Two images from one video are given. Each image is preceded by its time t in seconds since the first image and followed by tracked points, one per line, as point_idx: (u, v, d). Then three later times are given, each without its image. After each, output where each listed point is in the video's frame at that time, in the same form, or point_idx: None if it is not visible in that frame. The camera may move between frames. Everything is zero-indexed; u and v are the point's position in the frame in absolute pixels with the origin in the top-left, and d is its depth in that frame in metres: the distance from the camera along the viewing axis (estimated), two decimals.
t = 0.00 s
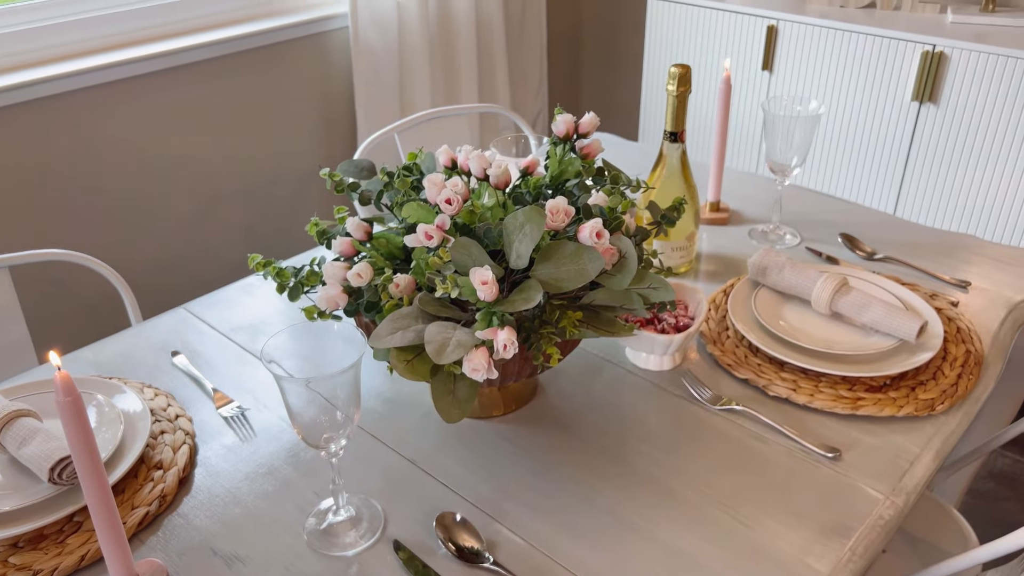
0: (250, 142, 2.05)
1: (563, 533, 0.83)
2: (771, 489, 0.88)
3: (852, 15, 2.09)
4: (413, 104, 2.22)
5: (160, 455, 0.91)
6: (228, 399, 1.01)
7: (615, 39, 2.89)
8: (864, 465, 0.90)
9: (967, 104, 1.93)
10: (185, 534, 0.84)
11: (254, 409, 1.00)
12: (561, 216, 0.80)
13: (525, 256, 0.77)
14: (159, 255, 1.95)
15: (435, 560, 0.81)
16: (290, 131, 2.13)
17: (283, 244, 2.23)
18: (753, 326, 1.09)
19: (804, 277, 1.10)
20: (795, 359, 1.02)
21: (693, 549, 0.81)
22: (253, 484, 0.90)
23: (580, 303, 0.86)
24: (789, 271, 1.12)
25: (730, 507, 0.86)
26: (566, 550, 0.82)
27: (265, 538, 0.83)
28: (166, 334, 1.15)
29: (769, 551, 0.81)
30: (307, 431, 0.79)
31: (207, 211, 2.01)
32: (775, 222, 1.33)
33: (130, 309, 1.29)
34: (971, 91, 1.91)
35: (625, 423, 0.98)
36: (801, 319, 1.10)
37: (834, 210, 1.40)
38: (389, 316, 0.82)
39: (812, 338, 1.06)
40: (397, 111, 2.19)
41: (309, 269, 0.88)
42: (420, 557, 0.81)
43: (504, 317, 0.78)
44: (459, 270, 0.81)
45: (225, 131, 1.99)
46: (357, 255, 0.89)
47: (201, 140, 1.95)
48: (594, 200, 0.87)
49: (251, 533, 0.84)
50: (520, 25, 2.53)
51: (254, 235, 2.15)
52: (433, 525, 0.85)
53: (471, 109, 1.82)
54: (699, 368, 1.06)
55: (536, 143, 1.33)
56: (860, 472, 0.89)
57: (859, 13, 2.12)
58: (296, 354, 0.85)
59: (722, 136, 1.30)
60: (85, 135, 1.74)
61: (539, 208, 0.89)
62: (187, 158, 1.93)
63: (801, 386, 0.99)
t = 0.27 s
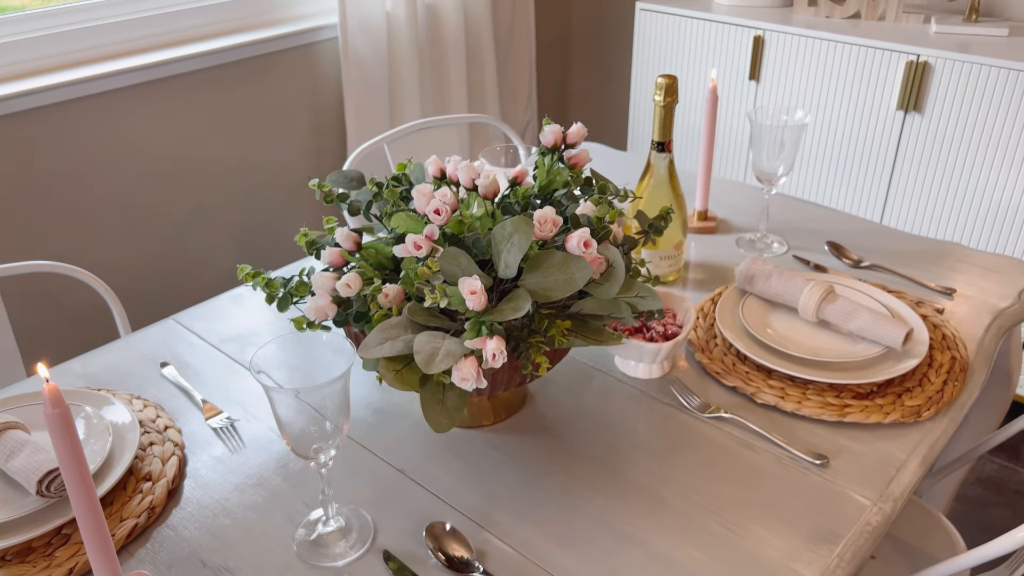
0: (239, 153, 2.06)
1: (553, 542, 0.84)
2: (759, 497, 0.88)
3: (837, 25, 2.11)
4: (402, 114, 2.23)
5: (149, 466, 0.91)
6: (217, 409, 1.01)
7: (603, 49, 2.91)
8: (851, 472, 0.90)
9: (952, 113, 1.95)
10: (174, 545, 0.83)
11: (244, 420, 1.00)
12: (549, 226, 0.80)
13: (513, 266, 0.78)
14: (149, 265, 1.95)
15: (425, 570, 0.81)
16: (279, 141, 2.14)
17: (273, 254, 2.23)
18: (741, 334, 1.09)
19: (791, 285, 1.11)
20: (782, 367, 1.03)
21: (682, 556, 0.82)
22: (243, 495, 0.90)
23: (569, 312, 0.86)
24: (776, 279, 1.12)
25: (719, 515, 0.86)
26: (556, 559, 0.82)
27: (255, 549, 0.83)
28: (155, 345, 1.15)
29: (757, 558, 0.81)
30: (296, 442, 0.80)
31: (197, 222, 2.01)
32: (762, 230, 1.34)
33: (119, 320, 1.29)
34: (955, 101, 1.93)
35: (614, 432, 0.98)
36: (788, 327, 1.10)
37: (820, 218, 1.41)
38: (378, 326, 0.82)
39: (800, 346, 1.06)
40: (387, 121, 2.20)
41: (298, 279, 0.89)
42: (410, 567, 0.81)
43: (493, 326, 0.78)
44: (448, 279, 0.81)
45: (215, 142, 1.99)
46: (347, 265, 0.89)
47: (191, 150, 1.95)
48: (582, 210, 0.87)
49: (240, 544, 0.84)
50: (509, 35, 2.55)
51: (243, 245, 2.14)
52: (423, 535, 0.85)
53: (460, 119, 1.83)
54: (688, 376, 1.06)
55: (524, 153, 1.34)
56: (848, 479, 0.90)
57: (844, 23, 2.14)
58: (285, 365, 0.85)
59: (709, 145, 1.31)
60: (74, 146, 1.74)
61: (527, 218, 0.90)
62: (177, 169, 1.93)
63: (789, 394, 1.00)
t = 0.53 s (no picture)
0: (230, 163, 2.06)
1: (543, 550, 0.84)
2: (750, 503, 0.89)
3: (825, 35, 2.13)
4: (393, 124, 2.24)
5: (139, 477, 0.90)
6: (208, 420, 1.01)
7: (593, 59, 2.92)
8: (840, 478, 0.91)
9: (939, 121, 1.97)
10: (164, 556, 0.83)
11: (234, 430, 1.00)
12: (539, 234, 0.81)
13: (503, 275, 0.78)
14: (139, 276, 1.95)
15: None
16: (270, 151, 2.14)
17: (264, 263, 2.23)
18: (730, 341, 1.10)
19: (779, 293, 1.12)
20: (771, 374, 1.04)
21: (672, 564, 0.82)
22: (233, 505, 0.89)
23: (559, 320, 0.87)
24: (765, 286, 1.13)
25: (709, 522, 0.87)
26: (546, 567, 0.82)
27: (245, 560, 0.83)
28: (144, 356, 1.14)
29: (747, 565, 0.81)
30: (286, 451, 0.80)
31: (187, 232, 2.01)
32: (751, 238, 1.35)
33: (109, 330, 1.28)
34: (942, 109, 1.95)
35: (605, 440, 0.98)
36: (777, 334, 1.11)
37: (808, 226, 1.42)
38: (368, 335, 0.82)
39: (789, 353, 1.07)
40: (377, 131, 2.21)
41: (289, 288, 0.89)
42: None
43: (483, 335, 0.79)
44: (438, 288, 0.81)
45: (205, 152, 1.99)
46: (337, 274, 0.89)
47: (181, 161, 1.95)
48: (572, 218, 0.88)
49: (231, 555, 0.83)
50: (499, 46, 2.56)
51: (234, 255, 2.14)
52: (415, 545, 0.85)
53: (451, 129, 1.83)
54: (678, 383, 1.07)
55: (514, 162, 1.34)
56: (837, 485, 0.90)
57: (831, 33, 2.16)
58: (276, 374, 0.85)
59: (698, 154, 1.32)
60: (64, 156, 1.74)
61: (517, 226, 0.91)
62: (168, 179, 1.93)
63: (778, 401, 1.00)
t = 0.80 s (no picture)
0: (223, 172, 2.06)
1: (536, 559, 0.84)
2: (742, 510, 0.89)
3: (814, 44, 2.15)
4: (386, 133, 2.24)
5: (131, 487, 0.90)
6: (200, 429, 1.01)
7: (584, 69, 2.94)
8: (831, 484, 0.91)
9: (928, 130, 1.98)
10: (156, 567, 0.83)
11: (226, 439, 1.00)
12: (530, 243, 0.81)
13: (495, 283, 0.79)
14: (131, 286, 1.94)
15: None
16: (263, 160, 2.14)
17: (257, 273, 2.23)
18: (722, 349, 1.11)
19: (770, 300, 1.13)
20: (762, 381, 1.04)
21: (665, 571, 0.82)
22: (225, 515, 0.89)
23: (551, 328, 0.87)
24: (756, 294, 1.14)
25: (701, 529, 0.87)
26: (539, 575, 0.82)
27: (237, 570, 0.83)
28: (137, 366, 1.14)
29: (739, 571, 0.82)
30: (279, 461, 0.80)
31: (180, 241, 2.01)
32: (742, 246, 1.36)
33: (100, 341, 1.28)
34: (931, 119, 1.97)
35: (597, 447, 0.99)
36: (768, 341, 1.12)
37: (798, 234, 1.43)
38: (360, 344, 0.82)
39: (780, 360, 1.08)
40: (370, 140, 2.21)
41: (281, 298, 0.89)
42: None
43: (475, 343, 0.79)
44: (430, 297, 0.81)
45: (199, 162, 1.99)
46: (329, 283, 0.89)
47: (174, 170, 1.95)
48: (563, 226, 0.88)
49: (223, 565, 0.83)
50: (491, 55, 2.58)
51: (227, 264, 2.14)
52: (407, 554, 0.85)
53: (444, 138, 1.84)
54: (670, 391, 1.07)
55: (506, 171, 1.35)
56: (828, 491, 0.90)
57: (820, 42, 2.18)
58: (268, 383, 0.85)
59: (689, 163, 1.33)
60: (56, 166, 1.74)
61: (508, 235, 0.91)
62: (160, 189, 1.93)
63: (770, 408, 1.01)
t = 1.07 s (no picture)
0: (217, 182, 2.06)
1: (529, 566, 0.84)
2: (733, 516, 0.90)
3: (804, 55, 2.17)
4: (379, 143, 2.25)
5: (125, 497, 0.90)
6: (194, 438, 1.01)
7: (576, 79, 2.96)
8: (821, 490, 0.92)
9: (916, 139, 2.00)
10: None
11: (220, 448, 1.01)
12: (523, 252, 0.82)
13: (487, 292, 0.79)
14: (125, 296, 1.94)
15: None
16: (256, 170, 2.15)
17: (250, 282, 2.23)
18: (713, 356, 1.11)
19: (760, 308, 1.14)
20: (753, 388, 1.05)
21: None
22: (218, 524, 0.90)
23: (543, 337, 0.88)
24: (746, 301, 1.15)
25: (693, 536, 0.88)
26: None
27: None
28: (131, 375, 1.14)
29: None
30: (273, 470, 0.80)
31: (173, 251, 2.01)
32: (732, 254, 1.37)
33: (94, 351, 1.28)
34: (919, 128, 1.99)
35: (590, 454, 0.99)
36: (759, 348, 1.13)
37: (788, 242, 1.45)
38: (354, 353, 0.83)
39: (771, 367, 1.09)
40: (364, 150, 2.22)
41: (274, 307, 0.89)
42: None
43: (468, 351, 0.80)
44: (423, 306, 0.82)
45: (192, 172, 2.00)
46: (323, 293, 0.90)
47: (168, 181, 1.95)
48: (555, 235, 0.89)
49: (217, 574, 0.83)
50: (484, 66, 2.59)
51: (220, 274, 2.14)
52: (400, 562, 0.85)
53: (437, 148, 1.85)
54: (661, 398, 1.08)
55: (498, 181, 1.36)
56: (818, 498, 0.91)
57: (810, 52, 2.20)
58: (262, 392, 0.86)
59: (680, 172, 1.34)
60: (49, 177, 1.74)
61: (500, 244, 0.92)
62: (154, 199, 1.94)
63: (760, 414, 1.02)
